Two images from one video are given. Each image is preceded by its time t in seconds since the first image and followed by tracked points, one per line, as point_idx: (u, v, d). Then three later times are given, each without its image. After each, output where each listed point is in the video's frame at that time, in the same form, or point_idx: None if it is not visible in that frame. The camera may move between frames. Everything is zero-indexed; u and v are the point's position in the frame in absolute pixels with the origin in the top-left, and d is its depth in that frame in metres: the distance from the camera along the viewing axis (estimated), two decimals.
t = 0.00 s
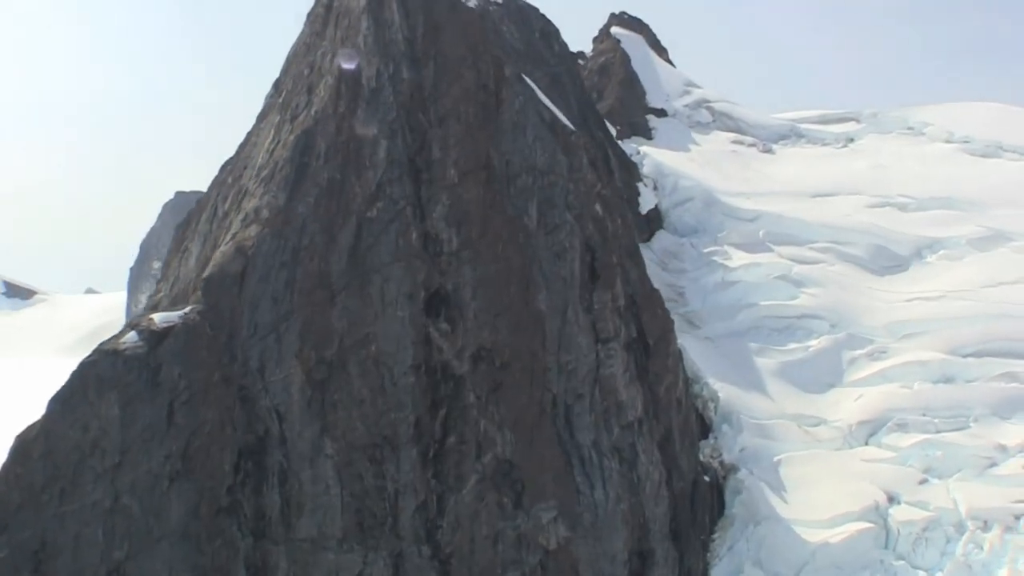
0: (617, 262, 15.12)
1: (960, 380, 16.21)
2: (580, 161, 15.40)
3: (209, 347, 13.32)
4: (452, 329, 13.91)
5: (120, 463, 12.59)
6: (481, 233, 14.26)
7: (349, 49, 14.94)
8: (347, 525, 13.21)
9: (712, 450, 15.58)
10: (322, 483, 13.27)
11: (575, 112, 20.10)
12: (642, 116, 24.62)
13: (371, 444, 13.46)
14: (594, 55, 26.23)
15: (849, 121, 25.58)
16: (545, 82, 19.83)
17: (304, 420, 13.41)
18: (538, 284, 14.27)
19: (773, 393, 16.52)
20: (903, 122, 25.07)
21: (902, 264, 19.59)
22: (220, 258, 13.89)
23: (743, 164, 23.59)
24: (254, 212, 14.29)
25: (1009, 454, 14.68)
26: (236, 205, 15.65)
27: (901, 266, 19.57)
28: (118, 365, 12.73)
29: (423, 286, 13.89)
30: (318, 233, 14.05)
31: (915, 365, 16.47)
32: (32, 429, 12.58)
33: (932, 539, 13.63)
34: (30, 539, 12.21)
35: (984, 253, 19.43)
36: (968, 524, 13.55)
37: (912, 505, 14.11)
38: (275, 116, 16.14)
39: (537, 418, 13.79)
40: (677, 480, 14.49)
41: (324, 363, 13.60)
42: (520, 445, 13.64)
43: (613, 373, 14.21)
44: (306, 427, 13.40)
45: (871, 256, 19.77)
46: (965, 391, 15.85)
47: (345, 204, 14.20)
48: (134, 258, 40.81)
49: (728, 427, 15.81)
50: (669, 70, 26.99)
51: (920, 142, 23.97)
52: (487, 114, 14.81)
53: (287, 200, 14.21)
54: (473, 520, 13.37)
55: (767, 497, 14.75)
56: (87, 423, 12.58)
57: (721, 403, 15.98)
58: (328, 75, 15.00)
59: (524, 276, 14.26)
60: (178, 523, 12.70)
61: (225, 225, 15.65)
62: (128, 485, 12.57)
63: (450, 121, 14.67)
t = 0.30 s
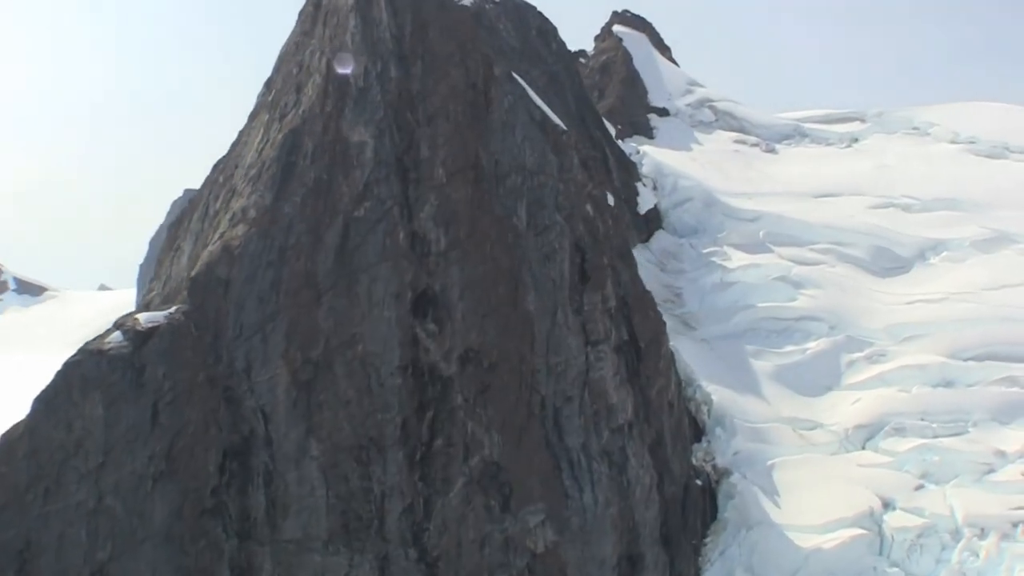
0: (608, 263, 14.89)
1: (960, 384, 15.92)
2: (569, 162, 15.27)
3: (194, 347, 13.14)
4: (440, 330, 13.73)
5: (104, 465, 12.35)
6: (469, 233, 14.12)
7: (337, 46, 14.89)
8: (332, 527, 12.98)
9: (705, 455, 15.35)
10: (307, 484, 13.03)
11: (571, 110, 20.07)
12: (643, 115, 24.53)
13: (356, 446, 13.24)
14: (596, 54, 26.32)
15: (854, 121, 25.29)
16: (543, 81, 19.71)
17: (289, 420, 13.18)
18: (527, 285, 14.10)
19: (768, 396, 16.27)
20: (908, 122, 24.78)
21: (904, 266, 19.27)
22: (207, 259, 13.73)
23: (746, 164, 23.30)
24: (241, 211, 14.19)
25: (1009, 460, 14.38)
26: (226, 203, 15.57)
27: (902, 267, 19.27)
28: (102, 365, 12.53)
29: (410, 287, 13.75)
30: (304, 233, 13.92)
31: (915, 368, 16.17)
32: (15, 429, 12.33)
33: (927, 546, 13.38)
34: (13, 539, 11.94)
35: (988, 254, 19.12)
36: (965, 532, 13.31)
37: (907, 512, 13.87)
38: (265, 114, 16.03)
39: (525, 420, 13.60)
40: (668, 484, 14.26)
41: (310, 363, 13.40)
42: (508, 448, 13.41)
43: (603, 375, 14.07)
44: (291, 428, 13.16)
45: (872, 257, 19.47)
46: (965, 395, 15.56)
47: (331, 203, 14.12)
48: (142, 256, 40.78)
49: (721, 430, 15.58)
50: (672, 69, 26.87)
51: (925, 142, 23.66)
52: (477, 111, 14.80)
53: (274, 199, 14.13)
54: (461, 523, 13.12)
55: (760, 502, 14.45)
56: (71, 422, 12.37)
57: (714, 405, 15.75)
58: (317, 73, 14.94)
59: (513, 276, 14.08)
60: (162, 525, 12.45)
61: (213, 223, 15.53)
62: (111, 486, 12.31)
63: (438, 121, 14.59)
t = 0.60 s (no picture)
0: (601, 262, 14.72)
1: (962, 387, 15.65)
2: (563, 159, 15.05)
3: (181, 344, 13.02)
4: (431, 328, 13.59)
5: (88, 462, 12.25)
6: (461, 231, 13.99)
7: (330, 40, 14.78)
8: (318, 527, 12.86)
9: (699, 457, 15.11)
10: (293, 484, 12.91)
11: (570, 107, 20.01)
12: (649, 112, 24.36)
13: (343, 445, 13.10)
14: (603, 50, 26.22)
15: (863, 119, 24.96)
16: (544, 77, 19.91)
17: (276, 419, 13.06)
18: (518, 284, 13.97)
19: (765, 399, 16.03)
20: (918, 120, 24.41)
21: (910, 266, 18.95)
22: (198, 258, 13.61)
23: (752, 163, 23.00)
24: (233, 208, 14.02)
25: (1008, 465, 14.10)
26: (219, 199, 15.51)
27: (907, 267, 18.96)
28: (88, 361, 12.46)
29: (400, 285, 13.60)
30: (294, 230, 13.78)
31: (915, 371, 15.93)
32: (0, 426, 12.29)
33: (922, 553, 13.08)
34: None
35: (995, 255, 18.75)
36: (960, 539, 13.00)
37: (903, 518, 13.55)
38: (260, 110, 15.97)
39: (514, 421, 13.46)
40: (660, 487, 14.11)
41: (298, 361, 13.28)
42: (496, 449, 13.26)
43: (595, 376, 13.94)
44: (278, 426, 13.05)
45: (876, 257, 19.21)
46: (966, 399, 15.29)
47: (321, 200, 13.98)
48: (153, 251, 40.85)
49: (715, 433, 15.38)
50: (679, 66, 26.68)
51: (934, 141, 23.30)
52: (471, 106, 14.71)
53: (265, 196, 13.96)
54: (448, 525, 12.96)
55: (753, 506, 14.22)
56: (56, 418, 12.31)
57: (708, 408, 15.58)
58: (310, 68, 14.84)
59: (504, 274, 13.95)
60: (144, 523, 12.30)
61: (206, 219, 15.53)
62: (95, 483, 12.19)
63: (431, 118, 14.46)
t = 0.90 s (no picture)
0: (595, 261, 14.46)
1: (964, 390, 15.39)
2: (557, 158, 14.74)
3: (169, 342, 12.95)
4: (421, 327, 13.46)
5: (74, 460, 12.13)
6: (453, 229, 13.86)
7: (324, 36, 14.75)
8: (304, 527, 12.80)
9: (693, 459, 14.86)
10: (280, 483, 12.85)
11: (572, 105, 19.92)
12: (655, 108, 24.09)
13: (331, 445, 13.03)
14: (609, 45, 25.99)
15: (872, 116, 24.71)
16: (546, 73, 19.75)
17: (264, 417, 13.01)
18: (510, 283, 13.79)
19: (763, 400, 15.80)
20: (927, 118, 24.10)
21: (915, 266, 18.68)
22: (188, 257, 13.57)
23: (759, 161, 22.73)
24: (224, 204, 14.14)
25: (1008, 470, 13.92)
26: (212, 195, 15.42)
27: (913, 266, 18.69)
28: (75, 357, 12.32)
29: (391, 283, 13.48)
30: (285, 227, 13.72)
31: (916, 373, 15.69)
32: None
33: (917, 560, 12.89)
34: None
35: (1002, 256, 18.45)
36: (957, 545, 12.82)
37: (899, 523, 13.36)
38: (255, 106, 15.88)
39: (504, 421, 13.31)
40: (652, 489, 13.87)
41: (287, 359, 13.24)
42: (485, 450, 13.13)
43: (588, 379, 13.68)
44: (266, 424, 12.99)
45: (882, 257, 18.91)
46: (967, 402, 15.07)
47: (312, 197, 13.91)
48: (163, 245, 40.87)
49: (711, 434, 15.18)
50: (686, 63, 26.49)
51: (943, 139, 22.99)
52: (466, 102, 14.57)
53: (256, 192, 14.01)
54: (436, 526, 12.88)
55: (746, 509, 14.06)
56: (42, 416, 12.10)
57: (704, 409, 15.36)
58: (304, 65, 14.72)
59: (496, 272, 13.78)
60: (130, 521, 12.20)
61: (199, 215, 15.45)
62: (80, 482, 12.09)
63: (424, 114, 14.32)
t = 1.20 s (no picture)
0: (589, 259, 14.22)
1: (965, 392, 15.22)
2: (553, 156, 14.46)
3: (159, 337, 13.08)
4: (413, 325, 13.34)
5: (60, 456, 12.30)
6: (445, 226, 13.73)
7: (318, 32, 14.67)
8: (292, 526, 12.74)
9: (688, 462, 14.53)
10: (268, 482, 12.81)
11: (575, 102, 19.72)
12: (662, 105, 23.83)
13: (320, 443, 12.95)
14: (617, 42, 25.69)
15: (882, 113, 24.36)
16: (549, 69, 19.57)
17: (252, 415, 12.98)
18: (502, 282, 13.62)
19: (762, 401, 15.57)
20: (938, 115, 23.74)
21: (921, 264, 18.47)
22: (178, 254, 13.65)
23: (766, 158, 22.44)
24: (216, 201, 14.19)
25: (1009, 475, 13.67)
26: (207, 191, 15.38)
27: (919, 265, 18.47)
28: (62, 354, 12.51)
29: (382, 280, 13.37)
30: (276, 223, 13.70)
31: (918, 374, 15.49)
32: None
33: (913, 565, 12.66)
34: None
35: (1009, 255, 18.18)
36: (954, 551, 12.58)
37: (896, 528, 13.13)
38: (250, 102, 15.80)
39: (495, 421, 13.14)
40: (645, 491, 13.64)
41: (276, 357, 13.17)
42: (475, 450, 12.99)
43: (581, 381, 13.46)
44: (254, 422, 12.97)
45: (887, 256, 18.70)
46: (968, 405, 14.87)
47: (304, 193, 13.86)
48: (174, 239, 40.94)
49: (707, 436, 14.96)
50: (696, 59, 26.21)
51: (954, 136, 22.63)
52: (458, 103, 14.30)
53: (247, 189, 14.01)
54: (425, 526, 12.73)
55: (741, 511, 13.82)
56: (29, 413, 12.36)
57: (700, 410, 15.10)
58: (299, 61, 14.71)
59: (488, 270, 13.61)
60: (116, 518, 12.33)
61: (193, 211, 15.42)
62: (66, 477, 12.25)
63: (417, 109, 14.14)
